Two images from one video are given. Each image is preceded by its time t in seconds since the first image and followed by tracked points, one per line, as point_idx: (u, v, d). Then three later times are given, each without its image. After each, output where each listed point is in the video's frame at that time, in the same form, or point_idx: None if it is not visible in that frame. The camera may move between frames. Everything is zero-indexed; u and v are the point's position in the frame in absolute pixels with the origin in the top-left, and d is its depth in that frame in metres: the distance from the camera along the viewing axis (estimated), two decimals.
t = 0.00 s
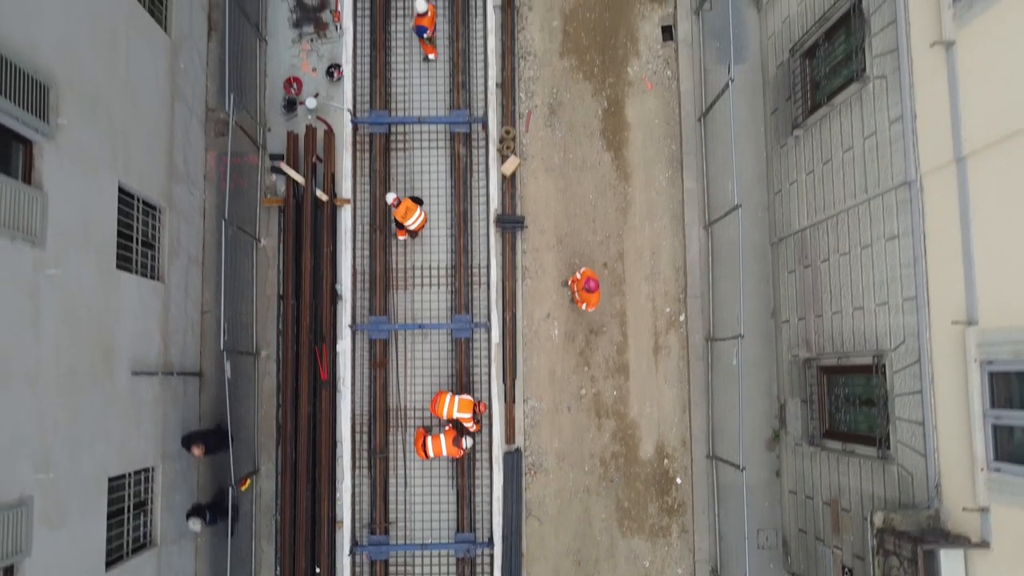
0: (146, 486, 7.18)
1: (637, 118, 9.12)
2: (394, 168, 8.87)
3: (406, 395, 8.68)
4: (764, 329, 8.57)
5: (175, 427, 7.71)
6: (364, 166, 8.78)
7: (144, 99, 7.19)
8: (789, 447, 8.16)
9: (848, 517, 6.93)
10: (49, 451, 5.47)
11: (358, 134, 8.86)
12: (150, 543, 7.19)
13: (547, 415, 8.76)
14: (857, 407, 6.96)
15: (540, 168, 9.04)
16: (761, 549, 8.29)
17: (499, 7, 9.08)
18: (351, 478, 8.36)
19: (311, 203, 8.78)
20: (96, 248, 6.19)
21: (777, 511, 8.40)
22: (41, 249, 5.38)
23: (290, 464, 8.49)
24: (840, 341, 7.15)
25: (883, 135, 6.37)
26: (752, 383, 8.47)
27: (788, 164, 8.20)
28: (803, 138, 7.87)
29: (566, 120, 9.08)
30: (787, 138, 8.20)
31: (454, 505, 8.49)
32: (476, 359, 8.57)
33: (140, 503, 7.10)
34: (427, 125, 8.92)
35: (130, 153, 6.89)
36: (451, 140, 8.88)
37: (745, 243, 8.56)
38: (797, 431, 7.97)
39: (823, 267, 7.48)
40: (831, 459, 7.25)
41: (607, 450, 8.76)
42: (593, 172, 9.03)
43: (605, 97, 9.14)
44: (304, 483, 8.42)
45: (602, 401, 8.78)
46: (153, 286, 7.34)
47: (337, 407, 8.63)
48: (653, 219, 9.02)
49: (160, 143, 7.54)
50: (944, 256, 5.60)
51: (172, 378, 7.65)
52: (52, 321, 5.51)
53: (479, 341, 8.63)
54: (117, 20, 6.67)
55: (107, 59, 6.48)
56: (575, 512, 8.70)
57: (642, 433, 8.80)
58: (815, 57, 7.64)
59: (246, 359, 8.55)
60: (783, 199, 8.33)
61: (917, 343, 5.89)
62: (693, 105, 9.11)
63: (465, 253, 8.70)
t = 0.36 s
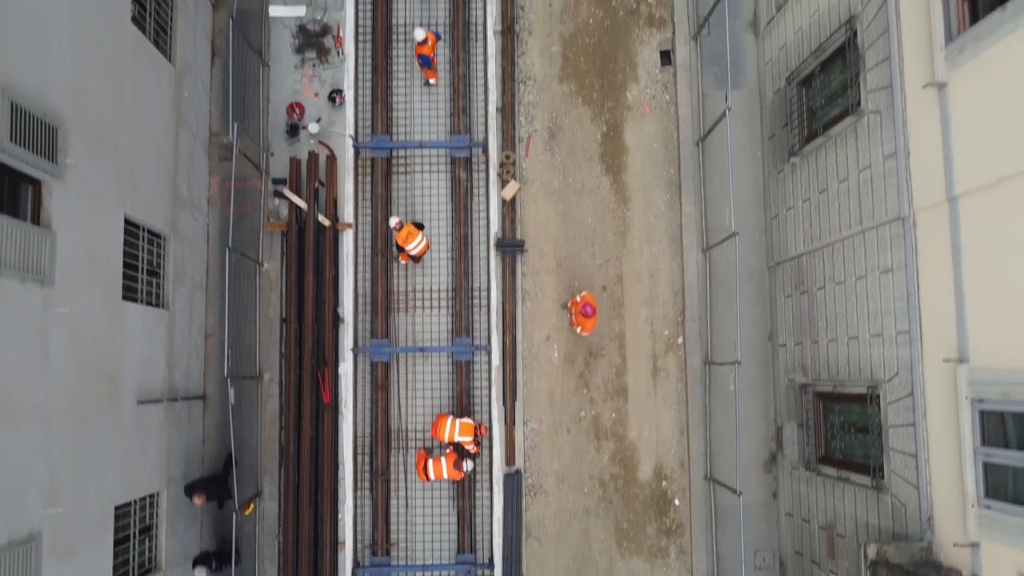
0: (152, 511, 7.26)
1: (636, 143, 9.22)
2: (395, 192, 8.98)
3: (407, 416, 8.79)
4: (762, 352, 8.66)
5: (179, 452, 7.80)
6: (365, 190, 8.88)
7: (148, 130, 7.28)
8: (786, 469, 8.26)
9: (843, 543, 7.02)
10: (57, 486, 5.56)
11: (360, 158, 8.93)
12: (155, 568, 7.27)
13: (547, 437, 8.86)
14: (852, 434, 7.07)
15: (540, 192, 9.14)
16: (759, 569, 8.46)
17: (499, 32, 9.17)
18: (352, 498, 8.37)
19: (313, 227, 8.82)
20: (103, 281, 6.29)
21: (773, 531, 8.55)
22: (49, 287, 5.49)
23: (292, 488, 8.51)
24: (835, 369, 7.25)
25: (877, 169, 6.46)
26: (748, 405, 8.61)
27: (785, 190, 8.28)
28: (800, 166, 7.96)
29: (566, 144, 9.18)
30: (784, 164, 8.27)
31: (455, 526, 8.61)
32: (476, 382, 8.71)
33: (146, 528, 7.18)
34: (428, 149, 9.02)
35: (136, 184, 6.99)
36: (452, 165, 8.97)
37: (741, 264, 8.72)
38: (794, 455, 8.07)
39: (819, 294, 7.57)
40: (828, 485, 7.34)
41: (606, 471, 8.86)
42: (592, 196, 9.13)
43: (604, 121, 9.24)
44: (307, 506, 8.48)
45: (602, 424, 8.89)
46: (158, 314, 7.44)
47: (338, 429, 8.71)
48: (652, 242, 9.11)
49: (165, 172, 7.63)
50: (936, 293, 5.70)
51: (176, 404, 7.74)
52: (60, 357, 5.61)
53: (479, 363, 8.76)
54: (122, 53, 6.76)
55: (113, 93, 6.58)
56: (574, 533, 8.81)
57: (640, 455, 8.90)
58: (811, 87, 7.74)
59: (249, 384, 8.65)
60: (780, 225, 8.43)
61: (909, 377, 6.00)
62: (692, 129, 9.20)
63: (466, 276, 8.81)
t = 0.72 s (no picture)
0: (157, 541, 7.34)
1: (634, 170, 9.35)
2: (396, 219, 9.06)
3: (408, 441, 8.89)
4: (758, 378, 8.73)
5: (183, 480, 7.91)
6: (366, 218, 8.97)
7: (153, 165, 7.38)
8: (783, 495, 8.34)
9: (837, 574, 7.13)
10: (65, 526, 5.67)
11: (360, 184, 8.97)
12: None
13: (546, 462, 8.98)
14: (847, 465, 7.17)
15: (540, 219, 9.24)
16: None
17: (499, 61, 9.28)
18: (353, 523, 8.33)
19: (316, 255, 8.95)
20: (109, 319, 6.40)
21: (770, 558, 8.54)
22: (57, 330, 5.59)
23: (295, 512, 8.67)
24: (830, 401, 7.35)
25: (871, 208, 6.56)
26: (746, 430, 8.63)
27: (781, 220, 8.37)
28: (796, 197, 8.05)
29: (565, 172, 9.29)
30: (781, 194, 8.35)
31: (455, 551, 8.72)
32: (477, 409, 8.78)
33: (151, 558, 7.24)
34: (428, 177, 9.12)
35: (141, 220, 7.09)
36: (452, 192, 9.05)
37: (738, 290, 8.72)
38: (790, 482, 8.18)
39: (814, 325, 7.67)
40: (822, 515, 7.45)
41: (605, 496, 8.99)
42: (590, 223, 9.25)
43: (602, 148, 9.36)
44: (309, 530, 8.63)
45: (600, 449, 9.02)
46: (163, 345, 7.54)
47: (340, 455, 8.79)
48: (650, 268, 9.25)
49: (169, 205, 7.73)
50: (927, 335, 5.81)
51: (180, 433, 7.85)
52: (67, 398, 5.72)
53: (479, 390, 8.85)
54: (128, 92, 6.86)
55: (119, 132, 6.69)
56: (573, 557, 8.93)
57: (638, 480, 9.04)
58: (807, 119, 7.83)
59: (252, 411, 8.77)
60: (777, 254, 8.51)
61: (902, 414, 6.10)
62: (689, 156, 9.32)
63: (466, 303, 8.90)
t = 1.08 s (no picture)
0: (160, 567, 7.40)
1: (632, 195, 9.48)
2: (396, 243, 9.14)
3: (409, 464, 8.98)
4: (755, 402, 8.80)
5: (187, 505, 8.00)
6: (367, 243, 9.04)
7: (157, 196, 7.47)
8: (779, 519, 8.42)
9: None
10: (71, 560, 5.77)
11: (361, 210, 9.05)
12: None
13: (545, 484, 9.09)
14: (841, 493, 7.25)
15: (539, 244, 9.34)
16: None
17: (499, 87, 9.37)
18: (354, 545, 8.39)
19: (317, 281, 9.08)
20: (114, 353, 6.51)
21: None
22: (62, 368, 5.69)
23: (297, 535, 8.80)
24: (826, 429, 7.43)
25: (864, 243, 6.66)
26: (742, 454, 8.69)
27: (777, 246, 8.46)
28: (791, 225, 8.15)
29: (564, 197, 9.40)
30: (777, 221, 8.43)
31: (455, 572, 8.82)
32: (476, 432, 8.88)
33: None
34: (428, 202, 9.21)
35: (145, 251, 7.18)
36: (452, 217, 9.14)
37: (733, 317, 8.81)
38: (786, 507, 8.26)
39: (809, 353, 7.77)
40: (818, 542, 7.54)
41: (603, 519, 9.11)
42: (588, 248, 9.36)
43: (600, 173, 9.48)
44: (311, 552, 8.76)
45: (599, 472, 9.14)
46: (166, 373, 7.63)
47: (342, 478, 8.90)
48: (648, 293, 9.37)
49: (172, 234, 7.82)
50: (919, 372, 5.90)
51: (183, 459, 7.93)
52: (73, 434, 5.81)
53: (479, 414, 8.94)
54: (132, 126, 6.95)
55: (124, 167, 6.77)
56: None
57: (636, 502, 9.16)
58: (803, 149, 7.92)
59: (254, 436, 8.87)
60: (773, 279, 8.59)
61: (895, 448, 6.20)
62: (687, 181, 9.45)
63: (466, 327, 8.98)
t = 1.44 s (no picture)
0: None
1: (630, 224, 9.59)
2: (396, 271, 9.22)
3: (409, 490, 9.08)
4: (751, 429, 8.89)
5: (190, 534, 8.11)
6: (367, 271, 9.13)
7: (161, 232, 7.58)
8: (775, 546, 8.50)
9: None
10: None
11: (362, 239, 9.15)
12: None
13: (544, 509, 9.21)
14: (836, 525, 7.35)
15: (537, 272, 9.45)
16: None
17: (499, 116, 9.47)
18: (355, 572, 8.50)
19: (319, 310, 9.23)
20: (120, 392, 6.62)
21: None
22: (69, 412, 5.79)
23: (298, 561, 8.90)
24: (821, 462, 7.52)
25: (858, 282, 6.76)
26: (739, 482, 8.79)
27: (773, 277, 8.56)
28: (787, 257, 8.25)
29: (563, 225, 9.50)
30: (773, 252, 8.54)
31: None
32: (476, 459, 8.98)
33: None
34: (429, 231, 9.31)
35: (150, 288, 7.29)
36: (452, 246, 9.24)
37: (730, 345, 8.90)
38: (782, 535, 8.35)
39: (805, 385, 7.87)
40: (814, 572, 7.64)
41: (601, 544, 9.23)
42: (587, 276, 9.48)
43: (599, 202, 9.59)
44: None
45: (597, 498, 9.26)
46: (170, 406, 7.73)
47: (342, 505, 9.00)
48: (646, 320, 9.49)
49: (176, 268, 7.92)
50: (911, 414, 6.01)
51: (187, 489, 8.04)
52: (80, 476, 5.92)
53: (479, 441, 9.03)
54: (137, 165, 7.06)
55: (129, 207, 6.88)
56: None
57: (634, 528, 9.27)
58: (798, 182, 8.02)
59: (258, 465, 8.97)
60: (769, 309, 8.68)
61: (887, 487, 6.29)
62: (684, 210, 9.55)
63: (465, 355, 9.08)
